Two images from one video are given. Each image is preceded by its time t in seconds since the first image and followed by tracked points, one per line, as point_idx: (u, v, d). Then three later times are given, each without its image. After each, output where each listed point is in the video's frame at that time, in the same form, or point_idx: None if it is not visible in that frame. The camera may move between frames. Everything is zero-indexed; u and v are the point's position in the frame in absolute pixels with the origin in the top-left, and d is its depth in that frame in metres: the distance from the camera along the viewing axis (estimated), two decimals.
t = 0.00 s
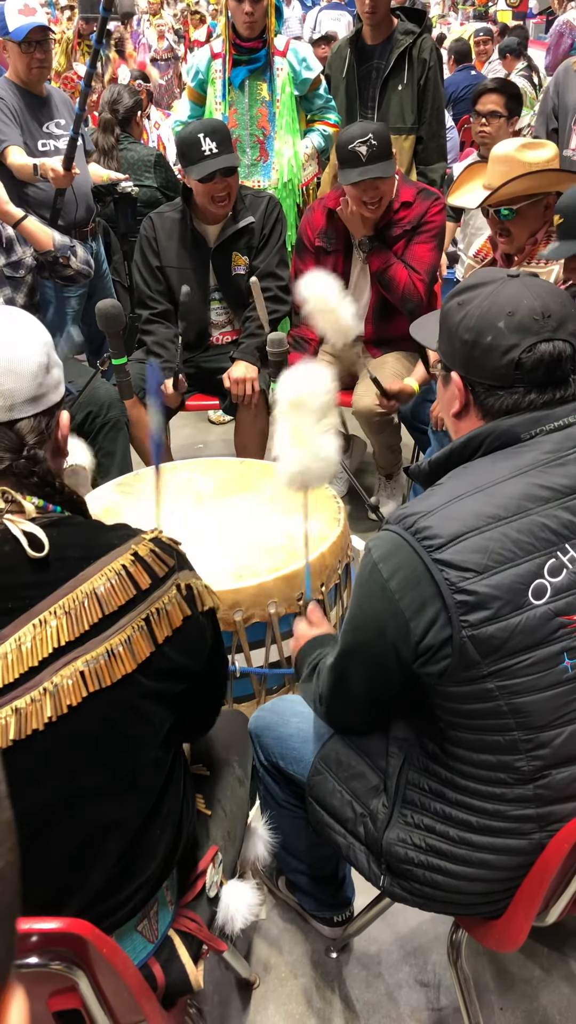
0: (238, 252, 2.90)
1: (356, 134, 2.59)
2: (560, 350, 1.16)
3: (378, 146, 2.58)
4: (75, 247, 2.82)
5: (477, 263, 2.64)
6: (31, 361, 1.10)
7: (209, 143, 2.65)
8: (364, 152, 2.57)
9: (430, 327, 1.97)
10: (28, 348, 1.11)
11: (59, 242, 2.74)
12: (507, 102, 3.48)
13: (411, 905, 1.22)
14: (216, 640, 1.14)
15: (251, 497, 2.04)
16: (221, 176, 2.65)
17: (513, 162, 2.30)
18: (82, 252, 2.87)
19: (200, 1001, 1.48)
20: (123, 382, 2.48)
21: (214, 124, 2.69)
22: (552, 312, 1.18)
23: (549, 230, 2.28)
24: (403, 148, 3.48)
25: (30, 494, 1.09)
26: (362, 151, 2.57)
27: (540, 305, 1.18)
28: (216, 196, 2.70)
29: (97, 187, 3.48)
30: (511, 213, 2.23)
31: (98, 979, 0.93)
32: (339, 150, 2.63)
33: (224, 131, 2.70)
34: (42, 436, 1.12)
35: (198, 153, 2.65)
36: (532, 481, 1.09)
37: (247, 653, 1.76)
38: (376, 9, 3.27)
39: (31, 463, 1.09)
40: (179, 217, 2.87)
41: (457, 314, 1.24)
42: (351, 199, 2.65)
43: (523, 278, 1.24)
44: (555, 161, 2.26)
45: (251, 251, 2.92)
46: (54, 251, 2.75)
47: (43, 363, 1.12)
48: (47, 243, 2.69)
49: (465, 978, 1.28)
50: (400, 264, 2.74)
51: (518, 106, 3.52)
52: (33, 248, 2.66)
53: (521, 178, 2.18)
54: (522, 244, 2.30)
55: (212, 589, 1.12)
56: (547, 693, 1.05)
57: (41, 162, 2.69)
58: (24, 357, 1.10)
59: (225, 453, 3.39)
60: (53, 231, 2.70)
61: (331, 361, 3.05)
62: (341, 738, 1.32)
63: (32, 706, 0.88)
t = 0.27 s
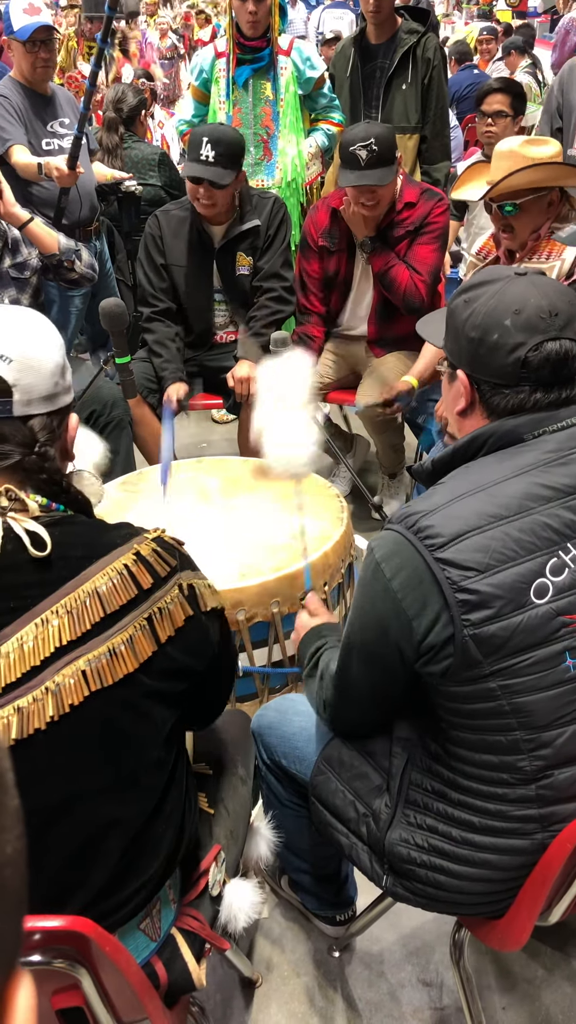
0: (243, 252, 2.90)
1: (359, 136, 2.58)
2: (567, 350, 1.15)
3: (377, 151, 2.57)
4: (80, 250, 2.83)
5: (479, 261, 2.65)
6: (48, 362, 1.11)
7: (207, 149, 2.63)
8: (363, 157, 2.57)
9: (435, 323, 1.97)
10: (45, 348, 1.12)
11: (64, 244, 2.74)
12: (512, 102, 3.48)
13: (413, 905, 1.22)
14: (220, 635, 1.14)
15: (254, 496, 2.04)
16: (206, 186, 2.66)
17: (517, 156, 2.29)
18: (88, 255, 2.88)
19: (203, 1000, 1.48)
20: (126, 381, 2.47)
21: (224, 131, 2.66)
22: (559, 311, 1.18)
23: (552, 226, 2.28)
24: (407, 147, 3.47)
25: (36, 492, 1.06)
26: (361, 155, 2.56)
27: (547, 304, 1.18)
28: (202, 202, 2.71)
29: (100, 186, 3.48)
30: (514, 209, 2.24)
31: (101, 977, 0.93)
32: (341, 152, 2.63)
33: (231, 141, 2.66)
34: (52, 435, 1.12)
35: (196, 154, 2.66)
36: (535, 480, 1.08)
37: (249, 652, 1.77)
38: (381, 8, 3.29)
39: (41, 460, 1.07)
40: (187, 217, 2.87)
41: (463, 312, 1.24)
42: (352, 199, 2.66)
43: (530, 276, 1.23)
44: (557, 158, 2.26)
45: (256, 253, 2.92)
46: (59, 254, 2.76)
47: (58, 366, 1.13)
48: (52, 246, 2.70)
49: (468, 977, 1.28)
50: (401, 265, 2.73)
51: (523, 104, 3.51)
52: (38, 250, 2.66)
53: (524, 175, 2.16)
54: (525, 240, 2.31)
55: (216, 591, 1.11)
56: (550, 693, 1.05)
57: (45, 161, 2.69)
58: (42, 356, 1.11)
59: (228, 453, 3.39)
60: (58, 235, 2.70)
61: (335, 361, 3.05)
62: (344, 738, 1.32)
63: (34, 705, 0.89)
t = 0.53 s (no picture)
0: (246, 252, 2.90)
1: (359, 133, 2.58)
2: (572, 351, 1.15)
3: (378, 148, 2.56)
4: (83, 253, 2.79)
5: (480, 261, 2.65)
6: (36, 360, 1.11)
7: (213, 137, 2.65)
8: (363, 152, 2.56)
9: (439, 321, 1.97)
10: (34, 342, 1.12)
11: (67, 245, 2.71)
12: (514, 100, 3.48)
13: (416, 904, 1.22)
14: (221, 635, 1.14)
15: (257, 496, 2.04)
16: (221, 172, 2.65)
17: (516, 155, 2.28)
18: (90, 257, 2.84)
19: (205, 999, 1.49)
20: (128, 380, 2.47)
21: (224, 122, 2.69)
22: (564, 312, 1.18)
23: (551, 226, 2.27)
24: (409, 146, 3.46)
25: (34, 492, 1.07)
26: (361, 150, 2.56)
27: (552, 305, 1.18)
28: (217, 194, 2.70)
29: (103, 186, 3.49)
30: (512, 208, 2.24)
31: (103, 975, 0.93)
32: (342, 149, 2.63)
33: (233, 128, 2.70)
34: (46, 434, 1.14)
35: (202, 146, 2.66)
36: (539, 479, 1.09)
37: (251, 651, 1.77)
38: (384, 7, 3.30)
39: (35, 460, 1.08)
40: (188, 216, 2.87)
41: (468, 313, 1.24)
42: (353, 197, 2.66)
43: (535, 277, 1.23)
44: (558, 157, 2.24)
45: (258, 252, 2.92)
46: (62, 256, 2.73)
47: (48, 360, 1.13)
48: (55, 247, 2.67)
49: (470, 976, 1.28)
50: (401, 264, 2.74)
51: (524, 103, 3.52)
52: (41, 251, 2.66)
53: (523, 174, 2.16)
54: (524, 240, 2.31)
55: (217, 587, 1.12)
56: (553, 692, 1.05)
57: (47, 161, 2.70)
58: (30, 352, 1.11)
59: (230, 453, 3.39)
60: (61, 236, 2.67)
61: (336, 361, 3.06)
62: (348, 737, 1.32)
63: (37, 704, 0.89)
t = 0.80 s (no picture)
0: (245, 252, 2.89)
1: (357, 129, 2.58)
2: None
3: (376, 144, 2.55)
4: (87, 250, 2.83)
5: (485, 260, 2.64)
6: (30, 359, 1.11)
7: (218, 125, 2.64)
8: (361, 148, 2.56)
9: (442, 320, 1.97)
10: (29, 340, 1.12)
11: (72, 244, 2.74)
12: (514, 96, 3.48)
13: (418, 902, 1.22)
14: (224, 633, 1.15)
15: (259, 495, 2.04)
16: (222, 158, 2.67)
17: (523, 149, 2.27)
18: (94, 255, 2.89)
19: (208, 997, 1.49)
20: (130, 379, 2.47)
21: (230, 114, 2.69)
22: (570, 311, 1.18)
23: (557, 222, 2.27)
24: (411, 146, 3.48)
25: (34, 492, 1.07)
26: (359, 147, 2.56)
27: (559, 304, 1.18)
28: (215, 181, 2.72)
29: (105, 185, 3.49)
30: (519, 205, 2.23)
31: (107, 973, 0.93)
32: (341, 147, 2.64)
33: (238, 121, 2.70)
34: (43, 434, 1.14)
35: (207, 133, 2.64)
36: (539, 476, 1.09)
37: (254, 651, 1.76)
38: (385, 6, 3.27)
39: (33, 461, 1.08)
40: (189, 216, 2.88)
41: (475, 310, 1.24)
42: (353, 194, 2.67)
43: (542, 275, 1.23)
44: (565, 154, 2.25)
45: (259, 250, 2.91)
46: (66, 254, 2.75)
47: (41, 359, 1.13)
48: (60, 245, 2.69)
49: (472, 973, 1.28)
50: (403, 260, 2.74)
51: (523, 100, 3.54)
52: (44, 251, 2.69)
53: (531, 169, 2.18)
54: (529, 238, 2.29)
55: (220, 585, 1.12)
56: (554, 689, 1.05)
57: (49, 162, 2.70)
58: (24, 350, 1.11)
59: (232, 452, 3.39)
60: (65, 233, 2.71)
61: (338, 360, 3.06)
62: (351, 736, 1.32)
63: (42, 703, 0.89)
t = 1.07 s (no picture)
0: (247, 246, 2.89)
1: (359, 128, 2.58)
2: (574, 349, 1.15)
3: (378, 143, 2.55)
4: (88, 248, 2.85)
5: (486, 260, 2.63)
6: (39, 364, 1.11)
7: (219, 120, 2.63)
8: (364, 148, 2.56)
9: (442, 319, 1.97)
10: (38, 344, 1.12)
11: (72, 241, 2.75)
12: (514, 94, 3.48)
13: (419, 903, 1.22)
14: (225, 633, 1.15)
15: (260, 495, 2.04)
16: (218, 155, 2.67)
17: (525, 149, 2.26)
18: (95, 252, 2.89)
19: (210, 996, 1.49)
20: (131, 378, 2.47)
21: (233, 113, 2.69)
22: (566, 311, 1.18)
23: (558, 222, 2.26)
24: (412, 145, 3.48)
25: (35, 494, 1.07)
26: (361, 146, 2.56)
27: (555, 304, 1.18)
28: (209, 174, 2.71)
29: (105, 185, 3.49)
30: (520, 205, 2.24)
31: (108, 973, 0.93)
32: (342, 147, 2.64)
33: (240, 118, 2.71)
34: (49, 437, 1.15)
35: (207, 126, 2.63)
36: (539, 476, 1.08)
37: (256, 650, 1.76)
38: (386, 6, 3.27)
39: (39, 464, 1.09)
40: (188, 211, 2.87)
41: (471, 311, 1.24)
42: (355, 193, 2.66)
43: (538, 276, 1.23)
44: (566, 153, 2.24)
45: (261, 249, 2.91)
46: (67, 252, 2.77)
47: (50, 364, 1.13)
48: (61, 243, 2.70)
49: (474, 973, 1.28)
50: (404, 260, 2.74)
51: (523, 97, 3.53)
52: (45, 250, 2.69)
53: (531, 170, 2.17)
54: (530, 238, 2.30)
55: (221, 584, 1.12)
56: (556, 689, 1.05)
57: (50, 162, 2.70)
58: (33, 354, 1.11)
59: (233, 452, 3.39)
60: (65, 230, 2.71)
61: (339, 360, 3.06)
62: (351, 736, 1.32)
63: (41, 704, 0.89)
